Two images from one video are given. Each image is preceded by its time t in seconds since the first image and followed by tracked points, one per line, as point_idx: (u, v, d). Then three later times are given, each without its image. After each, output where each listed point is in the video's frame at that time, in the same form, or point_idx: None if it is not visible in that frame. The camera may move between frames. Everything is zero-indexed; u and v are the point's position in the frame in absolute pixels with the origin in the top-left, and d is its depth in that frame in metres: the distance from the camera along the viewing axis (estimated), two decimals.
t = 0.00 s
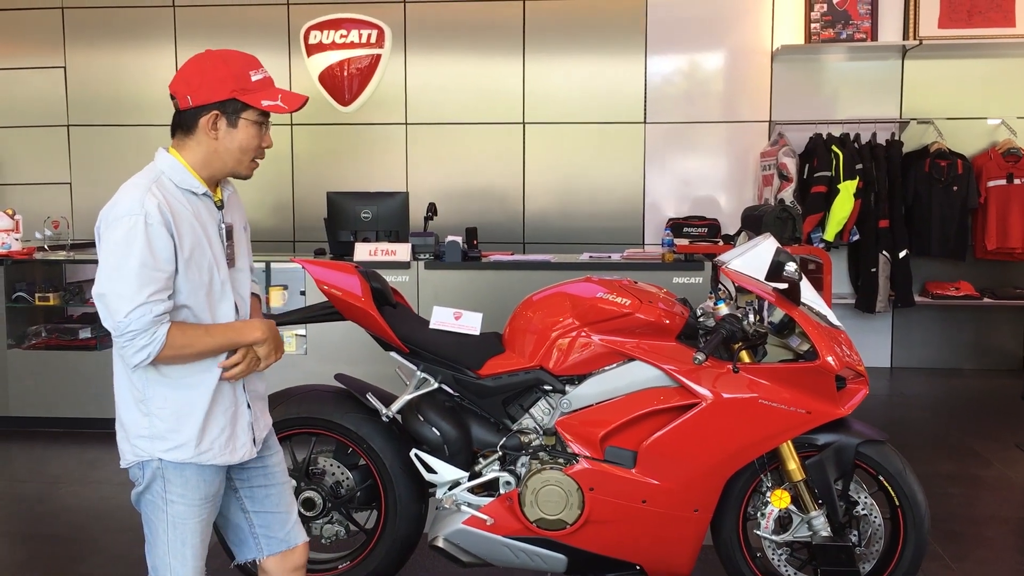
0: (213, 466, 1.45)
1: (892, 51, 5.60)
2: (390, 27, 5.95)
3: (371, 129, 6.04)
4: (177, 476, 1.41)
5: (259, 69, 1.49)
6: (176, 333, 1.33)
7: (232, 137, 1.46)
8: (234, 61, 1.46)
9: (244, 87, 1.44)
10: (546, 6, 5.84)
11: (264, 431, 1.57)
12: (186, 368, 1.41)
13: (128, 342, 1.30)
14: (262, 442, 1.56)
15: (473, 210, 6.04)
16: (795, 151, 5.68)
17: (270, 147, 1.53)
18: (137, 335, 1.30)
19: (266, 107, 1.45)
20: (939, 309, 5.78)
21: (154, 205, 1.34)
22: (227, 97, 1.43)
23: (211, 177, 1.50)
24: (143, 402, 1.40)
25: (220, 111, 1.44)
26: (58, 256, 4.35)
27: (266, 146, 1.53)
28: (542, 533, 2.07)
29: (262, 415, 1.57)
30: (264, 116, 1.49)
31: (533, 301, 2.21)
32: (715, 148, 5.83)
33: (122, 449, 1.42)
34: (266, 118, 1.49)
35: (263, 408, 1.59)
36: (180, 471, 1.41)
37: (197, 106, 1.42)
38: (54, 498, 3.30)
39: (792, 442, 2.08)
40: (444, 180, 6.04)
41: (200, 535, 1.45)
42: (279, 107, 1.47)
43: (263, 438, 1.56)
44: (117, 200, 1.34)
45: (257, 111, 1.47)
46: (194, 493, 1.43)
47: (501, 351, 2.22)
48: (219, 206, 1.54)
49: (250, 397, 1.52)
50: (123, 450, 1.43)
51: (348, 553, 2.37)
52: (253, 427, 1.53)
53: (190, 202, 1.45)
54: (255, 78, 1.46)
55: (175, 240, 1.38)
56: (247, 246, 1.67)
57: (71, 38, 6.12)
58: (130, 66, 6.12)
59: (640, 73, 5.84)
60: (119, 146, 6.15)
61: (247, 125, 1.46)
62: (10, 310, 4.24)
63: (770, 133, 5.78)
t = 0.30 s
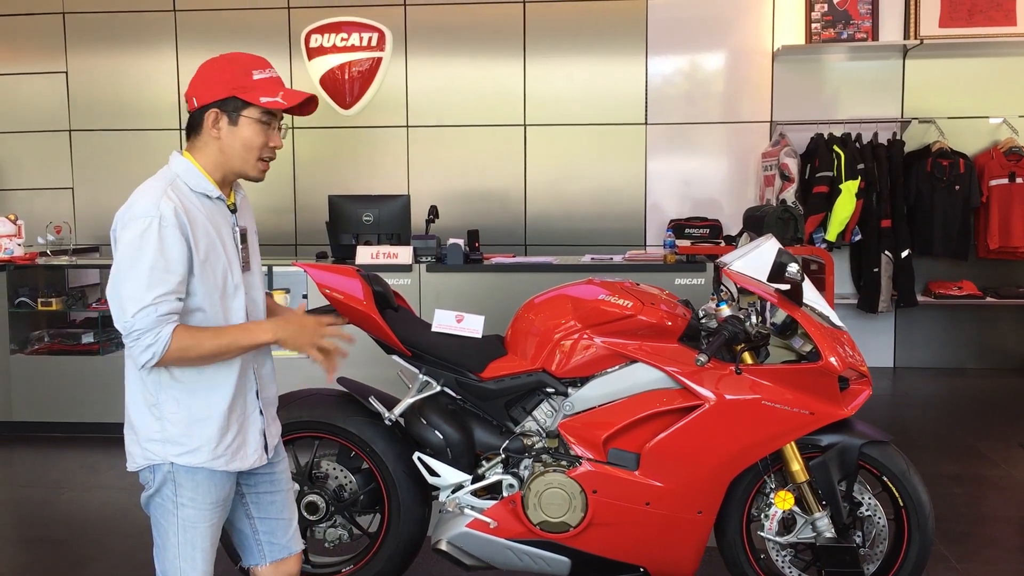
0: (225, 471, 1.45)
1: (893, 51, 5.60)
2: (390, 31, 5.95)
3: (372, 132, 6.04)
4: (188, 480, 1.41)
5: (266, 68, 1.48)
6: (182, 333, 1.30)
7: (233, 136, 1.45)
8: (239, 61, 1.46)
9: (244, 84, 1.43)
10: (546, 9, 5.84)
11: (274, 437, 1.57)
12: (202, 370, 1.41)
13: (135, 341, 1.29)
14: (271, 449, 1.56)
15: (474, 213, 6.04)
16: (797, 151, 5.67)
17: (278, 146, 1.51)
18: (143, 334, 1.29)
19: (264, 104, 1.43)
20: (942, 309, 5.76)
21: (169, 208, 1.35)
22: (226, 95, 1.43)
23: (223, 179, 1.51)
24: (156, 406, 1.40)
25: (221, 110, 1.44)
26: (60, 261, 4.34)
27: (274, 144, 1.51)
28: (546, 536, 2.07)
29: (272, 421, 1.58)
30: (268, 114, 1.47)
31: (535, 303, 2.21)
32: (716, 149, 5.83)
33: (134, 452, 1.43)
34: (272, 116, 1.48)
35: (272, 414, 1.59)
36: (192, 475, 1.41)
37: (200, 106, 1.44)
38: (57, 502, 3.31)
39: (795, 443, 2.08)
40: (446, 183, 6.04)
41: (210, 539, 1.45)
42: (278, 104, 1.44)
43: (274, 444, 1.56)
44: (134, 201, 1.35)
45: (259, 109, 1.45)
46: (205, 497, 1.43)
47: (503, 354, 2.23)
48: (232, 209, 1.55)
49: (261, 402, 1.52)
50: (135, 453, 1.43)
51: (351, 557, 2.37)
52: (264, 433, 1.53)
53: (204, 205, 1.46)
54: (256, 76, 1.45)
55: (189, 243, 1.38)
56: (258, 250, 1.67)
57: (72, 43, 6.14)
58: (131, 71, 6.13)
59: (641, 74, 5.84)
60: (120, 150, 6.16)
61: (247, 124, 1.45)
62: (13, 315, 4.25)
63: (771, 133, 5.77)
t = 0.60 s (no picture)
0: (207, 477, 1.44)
1: (890, 49, 5.60)
2: (386, 32, 5.94)
3: (369, 134, 6.04)
4: (170, 486, 1.41)
5: (230, 61, 1.46)
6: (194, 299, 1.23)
7: (197, 131, 1.45)
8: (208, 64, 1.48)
9: (198, 77, 1.43)
10: (543, 9, 5.84)
11: (266, 443, 1.56)
12: (195, 367, 1.40)
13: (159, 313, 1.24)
14: (260, 457, 1.54)
15: (472, 214, 6.04)
16: (795, 150, 5.67)
17: (243, 134, 1.45)
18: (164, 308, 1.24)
19: (209, 90, 1.41)
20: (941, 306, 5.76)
21: (161, 199, 1.35)
22: (187, 93, 1.44)
23: (214, 179, 1.49)
24: (148, 402, 1.39)
25: (186, 109, 1.45)
26: (57, 266, 4.26)
27: (238, 133, 1.45)
28: (546, 538, 2.06)
29: (262, 428, 1.56)
30: (227, 103, 1.45)
31: (534, 305, 2.21)
32: (714, 149, 5.83)
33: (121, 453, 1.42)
34: (231, 104, 1.45)
35: (264, 420, 1.57)
36: (173, 480, 1.41)
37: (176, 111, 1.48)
38: (56, 508, 3.30)
39: (795, 443, 2.08)
40: (444, 185, 6.04)
41: (194, 546, 1.44)
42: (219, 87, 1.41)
43: (262, 452, 1.54)
44: (128, 198, 1.35)
45: (215, 99, 1.44)
46: (188, 503, 1.42)
47: (502, 356, 2.22)
48: (225, 211, 1.53)
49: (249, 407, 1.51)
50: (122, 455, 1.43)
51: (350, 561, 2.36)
52: (252, 439, 1.51)
53: (196, 205, 1.45)
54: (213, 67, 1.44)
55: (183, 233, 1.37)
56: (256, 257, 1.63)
57: (68, 47, 6.13)
58: (128, 75, 6.12)
59: (638, 74, 5.84)
60: (117, 155, 6.16)
61: (206, 115, 1.43)
62: (10, 321, 4.24)
63: (768, 132, 5.77)
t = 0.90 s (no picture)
0: (191, 479, 1.42)
1: (883, 49, 5.61)
2: (381, 33, 5.93)
3: (364, 135, 6.03)
4: (154, 488, 1.40)
5: (218, 61, 1.48)
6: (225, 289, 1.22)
7: (187, 132, 1.46)
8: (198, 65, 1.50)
9: (187, 78, 1.44)
10: (537, 10, 5.84)
11: (256, 445, 1.55)
12: (193, 363, 1.39)
13: (184, 297, 1.22)
14: (247, 460, 1.53)
15: (468, 215, 6.03)
16: (788, 150, 5.68)
17: (233, 134, 1.46)
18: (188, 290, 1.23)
19: (199, 90, 1.43)
20: (936, 306, 5.77)
21: (159, 195, 1.37)
22: (177, 94, 1.46)
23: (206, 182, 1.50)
24: (144, 398, 1.39)
25: (176, 110, 1.46)
26: (50, 268, 4.25)
27: (228, 133, 1.46)
28: (541, 540, 2.06)
29: (250, 429, 1.54)
30: (216, 103, 1.45)
31: (528, 306, 2.20)
32: (709, 149, 5.83)
33: (113, 454, 1.42)
34: (219, 104, 1.46)
35: (255, 423, 1.56)
36: (157, 482, 1.40)
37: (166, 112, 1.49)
38: (49, 511, 3.28)
39: (790, 443, 2.08)
40: (439, 186, 6.03)
41: (180, 548, 1.42)
42: (207, 86, 1.42)
43: (249, 455, 1.53)
44: (125, 195, 1.36)
45: (203, 99, 1.45)
46: (172, 506, 1.40)
47: (497, 357, 2.22)
48: (216, 212, 1.53)
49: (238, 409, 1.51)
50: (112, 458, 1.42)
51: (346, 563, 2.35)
52: (239, 442, 1.50)
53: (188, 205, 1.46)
54: (203, 68, 1.46)
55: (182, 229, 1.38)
56: (250, 260, 1.61)
57: (61, 49, 6.11)
58: (121, 76, 6.10)
59: (632, 75, 5.84)
60: (111, 156, 6.13)
61: (196, 116, 1.45)
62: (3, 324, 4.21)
63: (763, 133, 5.78)
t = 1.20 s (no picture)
0: (225, 477, 1.41)
1: (878, 51, 5.64)
2: (377, 33, 5.93)
3: (360, 135, 6.03)
4: (190, 487, 1.38)
5: (266, 61, 1.46)
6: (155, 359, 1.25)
7: (232, 129, 1.44)
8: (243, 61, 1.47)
9: (236, 76, 1.42)
10: (534, 11, 5.84)
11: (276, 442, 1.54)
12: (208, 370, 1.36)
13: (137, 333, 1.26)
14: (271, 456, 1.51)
15: (463, 215, 6.03)
16: (784, 151, 5.70)
17: (280, 136, 1.46)
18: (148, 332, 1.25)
19: (251, 89, 1.41)
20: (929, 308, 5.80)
21: (195, 204, 1.31)
22: (223, 90, 1.43)
23: (244, 180, 1.48)
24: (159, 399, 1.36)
25: (220, 107, 1.44)
26: (45, 266, 4.24)
27: (275, 134, 1.45)
28: (536, 539, 2.06)
29: (273, 425, 1.52)
30: (264, 103, 1.44)
31: (524, 306, 2.21)
32: (704, 151, 5.85)
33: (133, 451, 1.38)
34: (268, 105, 1.44)
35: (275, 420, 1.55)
36: (193, 481, 1.38)
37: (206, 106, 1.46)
38: (43, 511, 3.27)
39: (784, 444, 2.09)
40: (434, 186, 6.03)
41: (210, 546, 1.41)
42: (262, 87, 1.41)
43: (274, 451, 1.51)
44: (161, 195, 1.32)
45: (252, 98, 1.43)
46: (207, 505, 1.39)
47: (492, 357, 2.22)
48: (249, 211, 1.50)
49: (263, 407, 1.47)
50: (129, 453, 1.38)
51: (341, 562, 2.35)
52: (264, 440, 1.48)
53: (227, 206, 1.42)
54: (252, 67, 1.43)
55: (212, 241, 1.33)
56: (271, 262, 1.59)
57: (57, 46, 6.09)
58: (116, 74, 6.08)
59: (628, 76, 5.85)
60: (106, 155, 6.12)
61: (243, 114, 1.43)
62: None
63: (758, 134, 5.80)
